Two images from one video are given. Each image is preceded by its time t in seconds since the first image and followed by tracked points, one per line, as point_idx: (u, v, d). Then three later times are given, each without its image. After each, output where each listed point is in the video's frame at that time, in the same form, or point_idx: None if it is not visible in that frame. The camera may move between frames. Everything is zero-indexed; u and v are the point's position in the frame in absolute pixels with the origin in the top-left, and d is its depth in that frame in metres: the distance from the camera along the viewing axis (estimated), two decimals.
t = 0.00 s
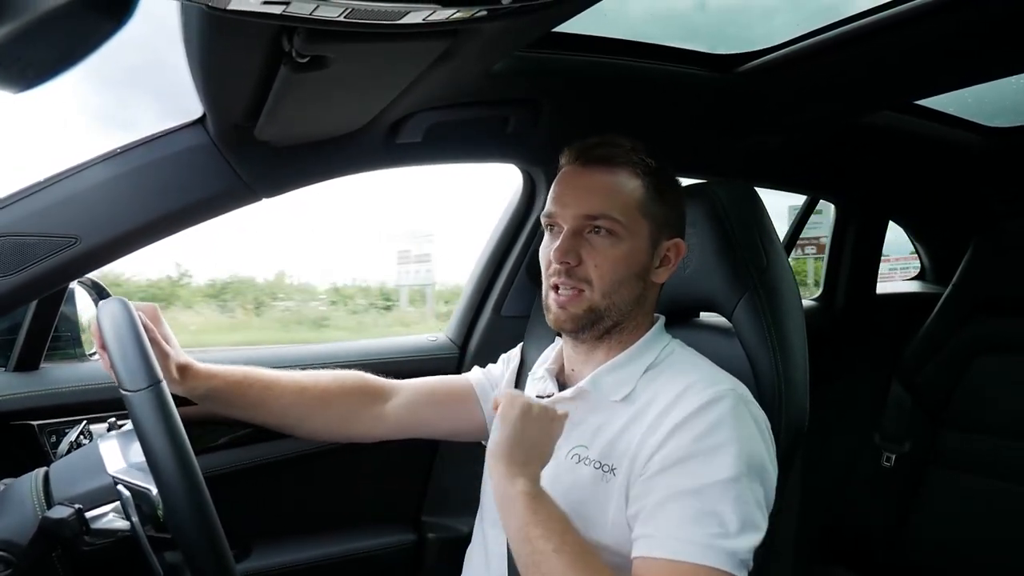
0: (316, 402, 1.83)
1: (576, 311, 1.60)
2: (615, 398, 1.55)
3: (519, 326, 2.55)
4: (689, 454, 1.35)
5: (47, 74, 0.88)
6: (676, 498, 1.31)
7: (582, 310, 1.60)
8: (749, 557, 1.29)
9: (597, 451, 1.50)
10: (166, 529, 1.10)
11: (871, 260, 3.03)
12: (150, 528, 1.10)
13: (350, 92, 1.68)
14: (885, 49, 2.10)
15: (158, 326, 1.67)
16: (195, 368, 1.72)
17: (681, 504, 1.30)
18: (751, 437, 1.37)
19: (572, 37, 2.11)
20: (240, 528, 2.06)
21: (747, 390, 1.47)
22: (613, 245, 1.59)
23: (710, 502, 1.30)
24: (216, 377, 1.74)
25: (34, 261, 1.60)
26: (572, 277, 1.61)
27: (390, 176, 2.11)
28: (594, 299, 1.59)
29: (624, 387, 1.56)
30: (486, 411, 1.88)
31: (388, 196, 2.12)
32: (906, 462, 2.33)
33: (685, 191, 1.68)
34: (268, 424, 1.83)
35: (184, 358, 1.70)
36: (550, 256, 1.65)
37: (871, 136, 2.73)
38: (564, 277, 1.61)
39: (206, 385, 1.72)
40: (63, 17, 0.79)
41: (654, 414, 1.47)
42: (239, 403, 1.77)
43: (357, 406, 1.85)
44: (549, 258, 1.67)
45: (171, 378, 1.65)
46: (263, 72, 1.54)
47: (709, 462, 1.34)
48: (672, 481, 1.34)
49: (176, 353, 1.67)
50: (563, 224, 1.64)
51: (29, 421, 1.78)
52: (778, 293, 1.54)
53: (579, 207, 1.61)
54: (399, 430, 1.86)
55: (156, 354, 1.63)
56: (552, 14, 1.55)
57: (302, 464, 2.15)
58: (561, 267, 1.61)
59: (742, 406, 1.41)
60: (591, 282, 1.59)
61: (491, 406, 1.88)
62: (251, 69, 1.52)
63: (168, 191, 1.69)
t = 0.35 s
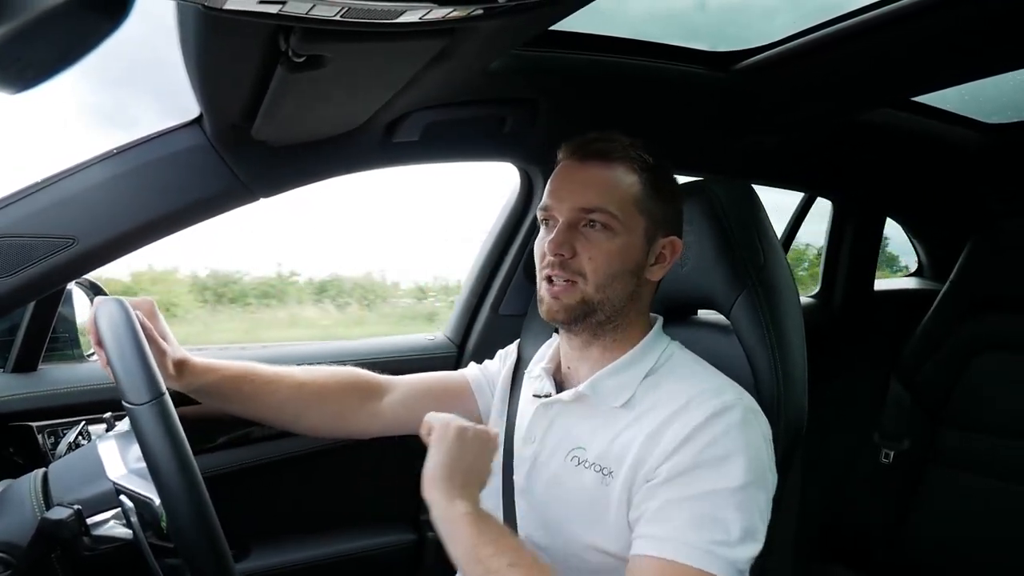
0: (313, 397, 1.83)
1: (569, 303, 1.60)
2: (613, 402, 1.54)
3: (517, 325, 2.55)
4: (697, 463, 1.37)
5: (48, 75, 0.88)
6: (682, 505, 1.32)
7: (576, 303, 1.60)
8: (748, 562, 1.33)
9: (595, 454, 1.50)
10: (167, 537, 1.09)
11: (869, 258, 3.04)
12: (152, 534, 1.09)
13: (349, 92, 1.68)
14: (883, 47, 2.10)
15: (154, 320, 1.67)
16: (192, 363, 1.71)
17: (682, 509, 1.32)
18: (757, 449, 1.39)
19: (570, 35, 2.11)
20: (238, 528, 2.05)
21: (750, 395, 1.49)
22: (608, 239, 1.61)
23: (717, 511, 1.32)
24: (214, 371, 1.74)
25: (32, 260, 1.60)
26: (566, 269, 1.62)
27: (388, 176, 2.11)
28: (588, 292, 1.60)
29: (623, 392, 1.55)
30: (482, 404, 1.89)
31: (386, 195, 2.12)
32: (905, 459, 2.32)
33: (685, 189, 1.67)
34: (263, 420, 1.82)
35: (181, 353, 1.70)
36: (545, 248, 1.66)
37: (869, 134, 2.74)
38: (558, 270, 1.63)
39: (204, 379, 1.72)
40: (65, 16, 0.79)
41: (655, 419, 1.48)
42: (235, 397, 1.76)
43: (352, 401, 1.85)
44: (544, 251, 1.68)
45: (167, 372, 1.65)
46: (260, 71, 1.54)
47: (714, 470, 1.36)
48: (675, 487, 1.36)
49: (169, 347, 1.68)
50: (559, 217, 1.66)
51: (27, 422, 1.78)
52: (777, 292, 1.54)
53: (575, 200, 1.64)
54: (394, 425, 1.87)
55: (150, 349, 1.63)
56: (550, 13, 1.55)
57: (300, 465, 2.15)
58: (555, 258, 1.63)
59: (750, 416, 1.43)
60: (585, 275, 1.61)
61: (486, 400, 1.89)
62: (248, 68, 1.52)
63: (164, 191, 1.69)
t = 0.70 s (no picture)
0: (309, 391, 1.81)
1: (563, 305, 1.63)
2: (607, 405, 1.56)
3: (515, 325, 2.55)
4: (676, 440, 1.39)
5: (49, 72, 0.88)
6: (653, 470, 1.33)
7: (570, 304, 1.63)
8: (713, 539, 1.29)
9: (589, 454, 1.51)
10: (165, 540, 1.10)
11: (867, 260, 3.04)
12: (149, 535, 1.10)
13: (349, 90, 1.68)
14: (883, 48, 2.10)
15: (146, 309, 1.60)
16: (187, 357, 1.69)
17: (653, 472, 1.33)
18: (743, 439, 1.40)
19: (570, 35, 2.12)
20: (235, 526, 2.05)
21: (744, 393, 1.50)
22: (598, 239, 1.64)
23: (686, 478, 1.32)
24: (208, 365, 1.72)
25: (30, 257, 1.60)
26: (557, 272, 1.65)
27: (387, 174, 2.12)
28: (581, 293, 1.63)
29: (617, 394, 1.56)
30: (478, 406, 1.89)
31: (385, 194, 2.12)
32: (901, 462, 2.33)
33: (687, 189, 1.66)
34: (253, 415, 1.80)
35: (174, 347, 1.68)
36: (535, 252, 1.68)
37: (868, 136, 2.74)
38: (550, 273, 1.65)
39: (196, 376, 1.70)
40: (66, 13, 0.79)
41: (646, 413, 1.50)
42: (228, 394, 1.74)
43: (348, 399, 1.84)
44: (534, 255, 1.70)
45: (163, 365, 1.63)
46: (259, 70, 1.54)
47: (696, 448, 1.37)
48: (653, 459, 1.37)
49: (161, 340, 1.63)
50: (548, 221, 1.69)
51: (24, 419, 1.77)
52: (774, 293, 1.54)
53: (563, 202, 1.66)
54: (390, 424, 1.86)
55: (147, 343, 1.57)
56: (549, 13, 1.55)
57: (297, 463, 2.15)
58: (546, 262, 1.65)
59: (739, 409, 1.45)
60: (577, 277, 1.64)
61: (481, 401, 1.89)
62: (246, 67, 1.52)
63: (161, 189, 1.68)
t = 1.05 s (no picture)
0: (310, 390, 1.75)
1: (563, 307, 1.64)
2: (599, 396, 1.57)
3: (514, 324, 2.56)
4: (653, 403, 1.42)
5: (51, 72, 0.88)
6: (626, 422, 1.36)
7: (569, 306, 1.63)
8: (681, 489, 1.29)
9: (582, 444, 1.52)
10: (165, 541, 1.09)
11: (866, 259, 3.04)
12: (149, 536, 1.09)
13: (347, 89, 1.68)
14: (882, 47, 2.10)
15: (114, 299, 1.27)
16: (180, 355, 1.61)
17: (628, 426, 1.35)
18: (730, 412, 1.42)
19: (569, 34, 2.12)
20: (234, 526, 2.05)
21: (740, 386, 1.51)
22: (595, 239, 1.64)
23: (657, 430, 1.34)
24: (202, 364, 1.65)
25: (29, 256, 1.60)
26: (556, 274, 1.65)
27: (385, 173, 2.12)
28: (580, 295, 1.63)
29: (610, 385, 1.57)
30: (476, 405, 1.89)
31: (384, 194, 2.12)
32: (900, 461, 2.33)
33: (683, 189, 1.66)
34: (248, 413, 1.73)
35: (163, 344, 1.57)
36: (532, 254, 1.69)
37: (867, 135, 2.74)
38: (549, 275, 1.66)
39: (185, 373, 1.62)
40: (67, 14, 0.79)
41: (635, 394, 1.51)
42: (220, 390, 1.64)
43: (347, 399, 1.80)
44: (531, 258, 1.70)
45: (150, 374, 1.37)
46: (258, 68, 1.54)
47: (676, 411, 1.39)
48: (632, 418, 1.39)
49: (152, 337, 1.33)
50: (544, 222, 1.69)
51: (23, 418, 1.78)
52: (773, 292, 1.54)
53: (559, 203, 1.67)
54: (387, 428, 1.84)
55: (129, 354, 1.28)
56: (549, 12, 1.55)
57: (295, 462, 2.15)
58: (544, 264, 1.65)
59: (722, 385, 1.48)
60: (576, 278, 1.64)
61: (480, 401, 1.89)
62: (244, 66, 1.52)
63: (160, 187, 1.68)
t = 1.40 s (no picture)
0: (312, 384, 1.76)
1: (571, 306, 1.63)
2: (605, 397, 1.56)
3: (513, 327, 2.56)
4: (657, 408, 1.39)
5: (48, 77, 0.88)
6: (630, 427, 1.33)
7: (577, 305, 1.63)
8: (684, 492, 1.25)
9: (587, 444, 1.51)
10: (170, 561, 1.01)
11: (865, 263, 3.04)
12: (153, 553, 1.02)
13: (346, 92, 1.68)
14: (881, 51, 2.11)
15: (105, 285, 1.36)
16: (185, 348, 1.61)
17: (637, 430, 1.31)
18: (735, 414, 1.41)
19: (569, 37, 2.12)
20: (232, 528, 2.06)
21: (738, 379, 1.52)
22: (602, 238, 1.65)
23: (663, 434, 1.31)
24: (207, 355, 1.65)
25: (27, 259, 1.60)
26: (563, 273, 1.65)
27: (384, 176, 2.12)
28: (588, 294, 1.63)
29: (615, 386, 1.56)
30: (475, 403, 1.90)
31: (383, 197, 2.13)
32: (899, 464, 2.33)
33: (685, 190, 1.68)
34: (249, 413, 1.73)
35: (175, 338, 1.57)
36: (538, 254, 1.68)
37: (866, 139, 2.74)
38: (556, 274, 1.65)
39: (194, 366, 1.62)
40: (65, 19, 0.78)
41: (639, 396, 1.49)
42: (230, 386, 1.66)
43: (348, 394, 1.79)
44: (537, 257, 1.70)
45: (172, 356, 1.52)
46: (257, 70, 1.54)
47: (683, 415, 1.37)
48: (637, 420, 1.36)
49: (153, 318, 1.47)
50: (550, 221, 1.69)
51: (22, 420, 1.78)
52: (772, 294, 1.54)
53: (565, 201, 1.67)
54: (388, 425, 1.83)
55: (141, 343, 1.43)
56: (549, 15, 1.55)
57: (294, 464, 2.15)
58: (551, 263, 1.65)
59: (729, 390, 1.45)
60: (583, 277, 1.64)
61: (478, 399, 1.90)
62: (244, 68, 1.52)
63: (160, 190, 1.68)
